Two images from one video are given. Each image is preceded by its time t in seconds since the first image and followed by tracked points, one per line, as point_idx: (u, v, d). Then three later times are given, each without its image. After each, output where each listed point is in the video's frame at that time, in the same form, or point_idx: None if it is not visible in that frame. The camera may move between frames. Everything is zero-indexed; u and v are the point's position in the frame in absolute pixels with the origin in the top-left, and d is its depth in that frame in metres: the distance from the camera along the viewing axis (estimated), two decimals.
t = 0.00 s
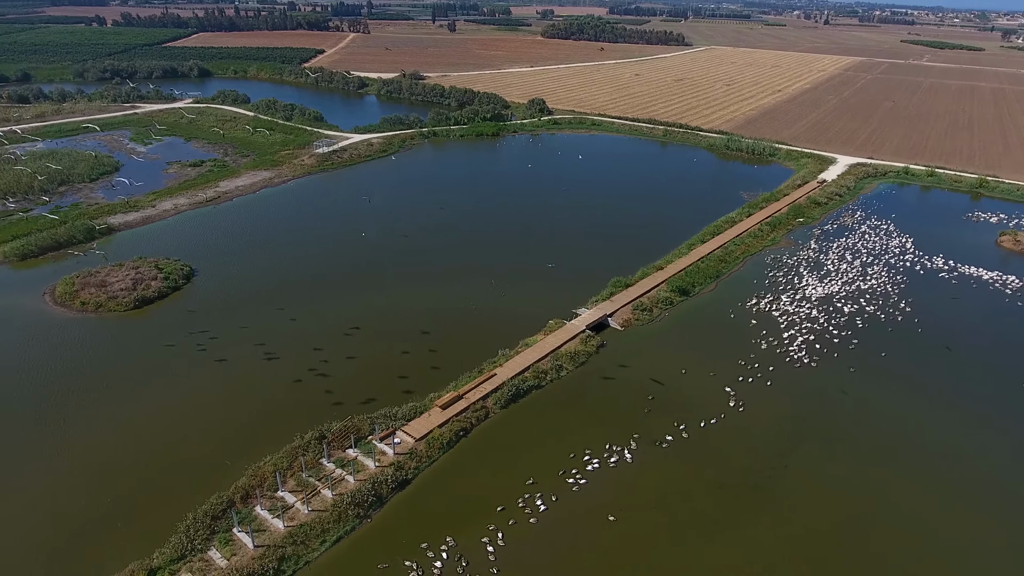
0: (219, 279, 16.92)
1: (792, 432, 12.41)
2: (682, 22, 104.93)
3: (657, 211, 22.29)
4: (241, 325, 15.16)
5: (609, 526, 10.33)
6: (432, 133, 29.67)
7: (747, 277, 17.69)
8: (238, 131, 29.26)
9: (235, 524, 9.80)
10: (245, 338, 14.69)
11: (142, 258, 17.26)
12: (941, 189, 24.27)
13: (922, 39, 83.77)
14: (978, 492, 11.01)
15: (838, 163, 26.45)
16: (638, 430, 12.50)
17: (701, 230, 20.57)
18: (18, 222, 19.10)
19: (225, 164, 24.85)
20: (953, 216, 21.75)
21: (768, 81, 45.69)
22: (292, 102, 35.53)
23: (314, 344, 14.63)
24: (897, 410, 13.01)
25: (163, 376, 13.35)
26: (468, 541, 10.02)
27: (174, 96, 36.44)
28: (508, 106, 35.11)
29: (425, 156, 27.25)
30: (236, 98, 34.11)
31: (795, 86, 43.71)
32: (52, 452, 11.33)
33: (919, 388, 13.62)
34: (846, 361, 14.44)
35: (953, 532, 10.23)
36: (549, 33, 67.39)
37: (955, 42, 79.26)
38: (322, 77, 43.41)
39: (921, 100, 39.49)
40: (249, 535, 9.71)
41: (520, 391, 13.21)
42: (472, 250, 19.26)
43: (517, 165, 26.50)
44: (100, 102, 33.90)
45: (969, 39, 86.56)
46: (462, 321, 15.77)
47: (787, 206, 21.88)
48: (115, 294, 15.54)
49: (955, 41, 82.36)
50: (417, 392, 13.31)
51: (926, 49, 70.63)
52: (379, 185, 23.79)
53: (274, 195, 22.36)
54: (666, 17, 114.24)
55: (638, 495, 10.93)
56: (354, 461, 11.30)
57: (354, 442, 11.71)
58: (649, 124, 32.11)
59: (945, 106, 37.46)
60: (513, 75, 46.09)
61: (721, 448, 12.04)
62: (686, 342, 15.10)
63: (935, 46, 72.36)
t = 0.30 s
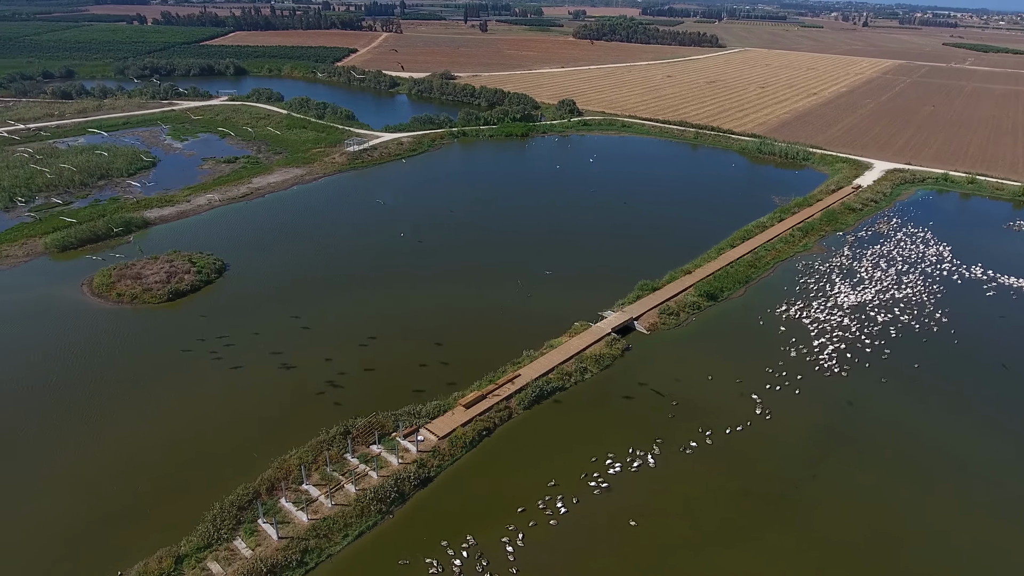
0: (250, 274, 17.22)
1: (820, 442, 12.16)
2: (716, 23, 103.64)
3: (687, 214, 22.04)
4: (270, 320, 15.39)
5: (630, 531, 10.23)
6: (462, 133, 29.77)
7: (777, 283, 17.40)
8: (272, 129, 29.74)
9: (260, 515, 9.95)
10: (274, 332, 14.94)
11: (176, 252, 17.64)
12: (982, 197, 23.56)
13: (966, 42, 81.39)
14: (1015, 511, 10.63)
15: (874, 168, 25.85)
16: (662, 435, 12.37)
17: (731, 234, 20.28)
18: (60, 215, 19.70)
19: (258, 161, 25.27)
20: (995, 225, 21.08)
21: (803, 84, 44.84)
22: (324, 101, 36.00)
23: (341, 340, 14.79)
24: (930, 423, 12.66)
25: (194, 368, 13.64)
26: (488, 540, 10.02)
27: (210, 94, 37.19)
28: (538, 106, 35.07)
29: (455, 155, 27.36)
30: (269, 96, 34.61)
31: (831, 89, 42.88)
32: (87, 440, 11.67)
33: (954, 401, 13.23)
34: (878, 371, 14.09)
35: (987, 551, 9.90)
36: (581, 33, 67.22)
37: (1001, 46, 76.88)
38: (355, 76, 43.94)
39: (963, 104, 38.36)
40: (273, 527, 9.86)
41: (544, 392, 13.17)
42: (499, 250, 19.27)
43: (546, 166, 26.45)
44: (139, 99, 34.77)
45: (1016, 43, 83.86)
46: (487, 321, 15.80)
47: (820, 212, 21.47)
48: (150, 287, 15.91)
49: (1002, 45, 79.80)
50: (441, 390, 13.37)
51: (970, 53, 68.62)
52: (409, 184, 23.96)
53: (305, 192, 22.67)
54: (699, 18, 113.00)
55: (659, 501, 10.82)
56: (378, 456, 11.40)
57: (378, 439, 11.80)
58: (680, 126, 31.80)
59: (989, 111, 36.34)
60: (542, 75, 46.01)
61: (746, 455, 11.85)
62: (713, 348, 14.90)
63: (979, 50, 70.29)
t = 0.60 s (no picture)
0: (289, 269, 17.57)
1: (857, 457, 11.82)
2: (762, 25, 101.79)
3: (727, 220, 21.69)
4: (306, 314, 15.67)
5: (657, 539, 10.10)
6: (500, 133, 29.86)
7: (818, 292, 17.00)
8: (313, 126, 30.29)
9: (292, 505, 10.13)
10: (310, 326, 15.21)
11: (219, 245, 18.11)
12: None
13: None
14: None
15: (923, 176, 25.04)
16: (693, 442, 12.18)
17: (771, 241, 19.89)
18: (110, 206, 20.41)
19: (299, 158, 25.77)
20: None
21: (850, 88, 43.70)
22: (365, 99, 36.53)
23: (375, 336, 14.96)
24: (976, 443, 12.18)
25: (233, 358, 13.98)
26: (515, 541, 10.00)
27: (255, 91, 38.09)
28: (577, 107, 34.96)
29: (493, 155, 27.45)
30: (312, 94, 35.32)
31: (880, 94, 41.67)
32: (130, 425, 12.07)
33: (1002, 421, 12.72)
34: (922, 387, 13.63)
35: None
36: (622, 35, 66.82)
37: None
38: (396, 75, 44.49)
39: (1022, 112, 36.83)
40: (304, 517, 10.02)
41: (575, 395, 13.11)
42: (534, 250, 19.27)
43: (583, 167, 26.34)
44: (187, 95, 35.81)
45: None
46: (520, 321, 15.79)
47: (865, 220, 20.90)
48: (193, 278, 16.36)
49: None
50: (472, 389, 13.41)
51: None
52: (447, 183, 24.13)
53: (345, 189, 23.03)
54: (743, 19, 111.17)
55: (689, 510, 10.66)
56: (408, 453, 11.49)
57: (409, 435, 11.90)
58: (721, 129, 31.34)
59: None
60: (581, 76, 45.86)
61: (779, 467, 11.59)
62: (749, 356, 14.63)
63: None
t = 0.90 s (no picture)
0: (328, 264, 17.86)
1: (898, 473, 11.44)
2: (810, 27, 99.38)
3: (770, 226, 21.24)
4: (341, 309, 15.90)
5: (687, 549, 9.93)
6: (539, 134, 29.83)
7: (862, 302, 16.53)
8: (355, 124, 30.77)
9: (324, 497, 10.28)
10: (346, 322, 15.42)
11: (260, 239, 18.51)
12: None
13: None
14: None
15: (977, 186, 24.10)
16: (727, 451, 11.96)
17: (814, 249, 19.42)
18: (159, 199, 21.07)
19: (341, 155, 26.19)
20: None
21: (901, 93, 42.31)
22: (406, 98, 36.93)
23: (409, 333, 15.08)
24: None
25: (269, 351, 14.29)
26: (542, 543, 9.95)
27: (299, 88, 38.86)
28: (617, 109, 34.72)
29: (532, 156, 27.45)
30: (354, 92, 35.90)
31: (933, 100, 40.26)
32: (172, 412, 12.43)
33: None
34: (970, 404, 13.11)
35: None
36: (667, 36, 66.22)
37: None
38: (437, 74, 44.88)
39: None
40: (336, 509, 10.15)
41: (608, 399, 12.99)
42: (571, 252, 19.19)
43: (621, 170, 26.12)
44: (235, 92, 36.79)
45: None
46: (554, 323, 15.73)
47: (914, 229, 20.23)
48: (235, 271, 16.77)
49: None
50: (504, 389, 13.41)
51: None
52: (487, 183, 24.23)
53: (384, 186, 23.32)
54: (790, 21, 108.80)
55: (720, 520, 10.46)
56: (439, 450, 11.56)
57: (440, 432, 11.96)
58: (765, 134, 30.75)
59: None
60: (622, 78, 45.52)
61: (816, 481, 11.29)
62: (787, 366, 14.30)
63: None
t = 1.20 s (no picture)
0: (366, 260, 18.11)
1: (941, 493, 11.05)
2: (862, 31, 96.68)
3: (816, 233, 20.75)
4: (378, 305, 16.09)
5: (718, 560, 9.76)
6: (579, 135, 29.75)
7: (909, 315, 16.02)
8: (397, 122, 31.16)
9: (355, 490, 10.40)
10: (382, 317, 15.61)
11: (301, 234, 18.88)
12: None
13: None
14: None
15: None
16: (762, 462, 11.72)
17: (860, 258, 18.89)
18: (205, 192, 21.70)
19: (381, 153, 26.54)
20: None
21: (957, 100, 40.79)
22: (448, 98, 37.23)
23: (443, 332, 15.17)
24: None
25: (306, 343, 14.55)
26: (571, 546, 9.89)
27: (343, 86, 39.52)
28: (659, 112, 34.39)
29: (571, 157, 27.38)
30: (397, 91, 36.38)
31: (991, 107, 38.72)
32: (211, 400, 12.75)
33: None
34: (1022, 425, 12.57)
35: None
36: (713, 39, 65.29)
37: None
38: (479, 74, 45.09)
39: None
40: (367, 502, 10.27)
41: (641, 404, 12.85)
42: (610, 255, 19.02)
43: (660, 173, 25.83)
44: (280, 90, 37.64)
45: None
46: (589, 325, 15.64)
47: (967, 241, 19.51)
48: (276, 264, 17.13)
49: None
50: (537, 390, 13.39)
51: None
52: (527, 183, 24.27)
53: (424, 185, 23.57)
54: (841, 24, 106.03)
55: (753, 532, 10.25)
56: (470, 449, 11.60)
57: (472, 431, 12.00)
58: (811, 139, 30.06)
59: None
60: (664, 80, 45.02)
61: (854, 497, 10.97)
62: (828, 378, 13.94)
63: None
